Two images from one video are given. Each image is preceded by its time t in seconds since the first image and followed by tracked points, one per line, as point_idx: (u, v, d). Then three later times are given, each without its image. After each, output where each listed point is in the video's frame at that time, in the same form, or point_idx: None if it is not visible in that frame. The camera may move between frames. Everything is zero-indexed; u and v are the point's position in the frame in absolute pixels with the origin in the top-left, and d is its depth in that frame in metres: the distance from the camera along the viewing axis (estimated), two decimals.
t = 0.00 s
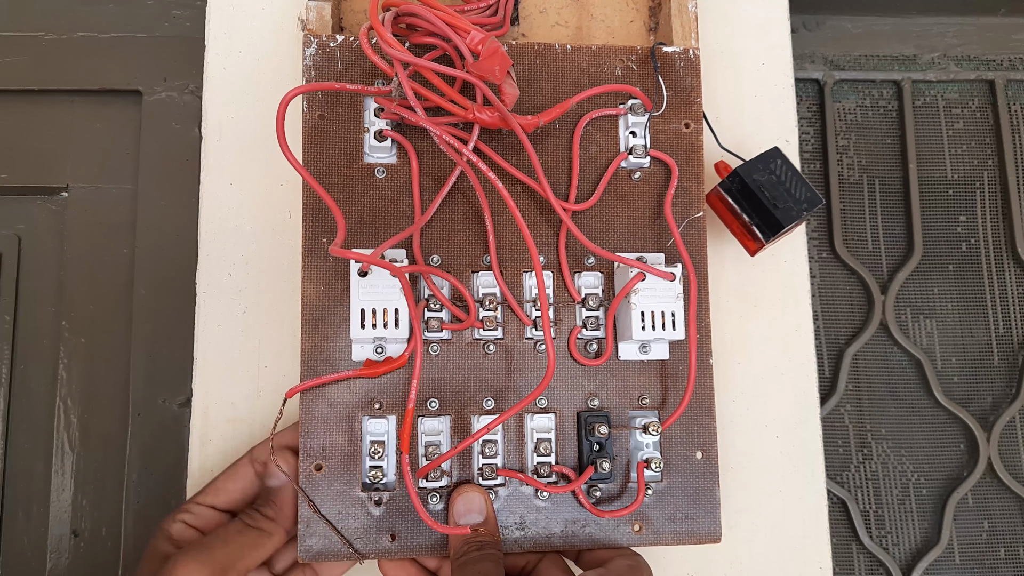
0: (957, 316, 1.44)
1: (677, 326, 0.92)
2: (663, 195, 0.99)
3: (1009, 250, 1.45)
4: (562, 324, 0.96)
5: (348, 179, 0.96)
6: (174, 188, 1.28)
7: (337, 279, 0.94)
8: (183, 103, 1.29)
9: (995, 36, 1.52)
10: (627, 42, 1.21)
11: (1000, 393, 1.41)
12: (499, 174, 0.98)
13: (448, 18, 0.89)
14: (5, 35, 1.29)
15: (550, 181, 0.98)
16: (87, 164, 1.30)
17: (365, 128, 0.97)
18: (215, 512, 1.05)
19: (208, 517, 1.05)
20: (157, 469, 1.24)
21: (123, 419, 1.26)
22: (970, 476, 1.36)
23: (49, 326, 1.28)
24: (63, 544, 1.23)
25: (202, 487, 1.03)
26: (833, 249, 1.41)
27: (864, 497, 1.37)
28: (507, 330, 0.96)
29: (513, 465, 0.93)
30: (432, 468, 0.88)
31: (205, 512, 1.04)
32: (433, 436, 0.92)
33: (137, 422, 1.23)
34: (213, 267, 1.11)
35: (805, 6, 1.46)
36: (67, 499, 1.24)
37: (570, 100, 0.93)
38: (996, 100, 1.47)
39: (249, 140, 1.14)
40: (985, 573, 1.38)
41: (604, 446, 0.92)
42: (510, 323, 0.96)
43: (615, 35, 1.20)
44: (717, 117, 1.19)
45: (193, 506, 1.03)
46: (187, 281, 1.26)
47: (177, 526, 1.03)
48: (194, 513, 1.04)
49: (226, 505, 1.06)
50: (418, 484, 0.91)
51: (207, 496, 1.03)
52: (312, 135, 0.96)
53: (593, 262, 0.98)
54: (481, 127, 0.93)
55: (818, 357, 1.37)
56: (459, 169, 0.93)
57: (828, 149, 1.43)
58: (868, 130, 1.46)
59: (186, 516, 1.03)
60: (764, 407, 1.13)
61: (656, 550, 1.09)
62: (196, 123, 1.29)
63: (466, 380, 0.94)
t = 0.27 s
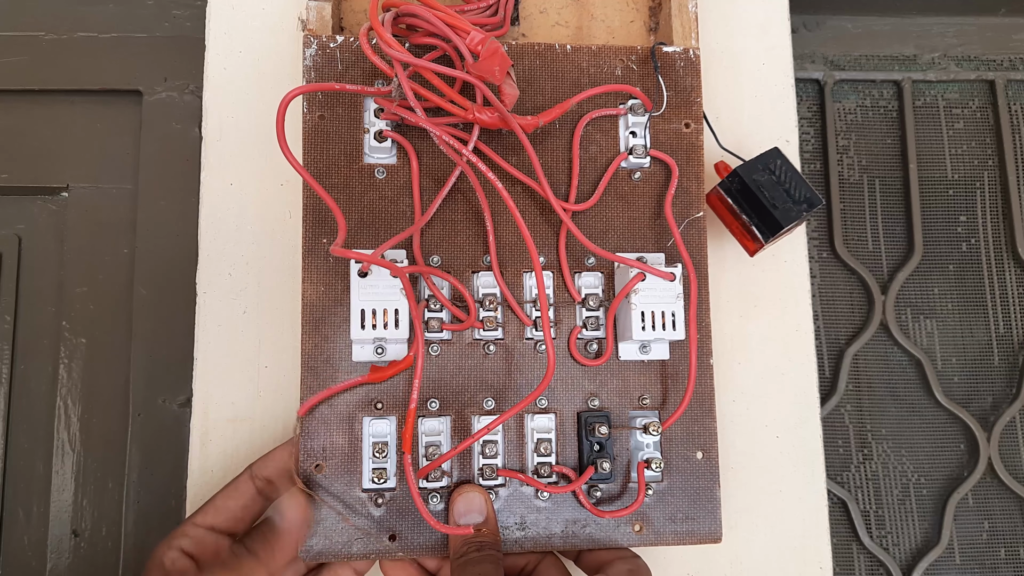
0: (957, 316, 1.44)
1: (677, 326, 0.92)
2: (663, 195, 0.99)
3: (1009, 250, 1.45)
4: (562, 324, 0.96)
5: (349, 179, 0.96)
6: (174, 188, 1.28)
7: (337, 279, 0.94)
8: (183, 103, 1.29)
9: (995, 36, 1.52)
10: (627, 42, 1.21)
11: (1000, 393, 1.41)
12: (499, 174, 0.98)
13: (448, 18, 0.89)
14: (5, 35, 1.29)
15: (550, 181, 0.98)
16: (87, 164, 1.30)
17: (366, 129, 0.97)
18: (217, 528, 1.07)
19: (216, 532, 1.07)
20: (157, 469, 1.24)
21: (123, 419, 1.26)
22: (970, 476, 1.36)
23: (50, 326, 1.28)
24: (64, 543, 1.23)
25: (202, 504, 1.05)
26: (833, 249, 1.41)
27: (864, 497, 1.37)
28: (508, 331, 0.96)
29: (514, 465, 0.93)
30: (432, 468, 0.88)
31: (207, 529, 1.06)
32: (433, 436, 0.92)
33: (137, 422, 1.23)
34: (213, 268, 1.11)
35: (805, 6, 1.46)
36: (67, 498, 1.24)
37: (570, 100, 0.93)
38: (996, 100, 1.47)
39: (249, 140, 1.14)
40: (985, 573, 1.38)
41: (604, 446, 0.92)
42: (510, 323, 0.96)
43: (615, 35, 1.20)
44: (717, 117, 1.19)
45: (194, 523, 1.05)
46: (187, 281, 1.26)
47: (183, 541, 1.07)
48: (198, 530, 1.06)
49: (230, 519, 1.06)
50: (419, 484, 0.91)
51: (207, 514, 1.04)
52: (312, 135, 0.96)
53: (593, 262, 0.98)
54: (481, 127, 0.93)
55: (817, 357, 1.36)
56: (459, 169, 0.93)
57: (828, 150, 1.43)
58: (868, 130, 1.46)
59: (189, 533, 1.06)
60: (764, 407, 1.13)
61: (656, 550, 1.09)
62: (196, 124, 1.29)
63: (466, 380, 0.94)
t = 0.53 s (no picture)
0: (957, 316, 1.44)
1: (677, 327, 0.92)
2: (663, 195, 0.99)
3: (1009, 250, 1.45)
4: (563, 324, 0.96)
5: (349, 180, 0.96)
6: (174, 187, 1.28)
7: (337, 280, 0.94)
8: (183, 103, 1.29)
9: (996, 36, 1.52)
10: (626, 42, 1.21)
11: (1000, 393, 1.41)
12: (500, 174, 0.98)
13: (448, 19, 0.89)
14: (5, 35, 1.29)
15: (550, 181, 0.98)
16: (87, 164, 1.30)
17: (366, 129, 0.97)
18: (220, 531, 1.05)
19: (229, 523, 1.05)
20: (157, 468, 1.24)
21: (123, 419, 1.26)
22: (970, 476, 1.36)
23: (50, 326, 1.28)
24: (64, 542, 1.24)
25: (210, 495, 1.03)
26: (833, 248, 1.41)
27: (864, 497, 1.37)
28: (508, 331, 0.96)
29: (513, 465, 0.93)
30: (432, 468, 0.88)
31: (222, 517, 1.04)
32: (433, 436, 0.92)
33: (137, 422, 1.23)
34: (213, 267, 1.11)
35: (805, 6, 1.46)
36: (67, 498, 1.24)
37: (570, 100, 0.93)
38: (997, 100, 1.47)
39: (249, 140, 1.14)
40: (985, 573, 1.38)
41: (603, 446, 0.92)
42: (510, 323, 0.96)
43: (615, 35, 1.20)
44: (717, 117, 1.19)
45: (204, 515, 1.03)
46: (187, 280, 1.26)
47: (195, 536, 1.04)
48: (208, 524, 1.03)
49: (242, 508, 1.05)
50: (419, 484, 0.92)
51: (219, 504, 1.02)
52: (313, 135, 0.96)
53: (593, 262, 0.98)
54: (480, 128, 0.93)
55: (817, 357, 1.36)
56: (458, 170, 0.93)
57: (828, 150, 1.43)
58: (868, 130, 1.46)
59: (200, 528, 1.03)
60: (764, 407, 1.13)
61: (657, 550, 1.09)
62: (196, 124, 1.29)
63: (466, 380, 0.94)
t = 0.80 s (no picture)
0: (957, 316, 1.44)
1: (677, 327, 0.92)
2: (664, 194, 0.99)
3: (1009, 250, 1.45)
4: (563, 324, 0.96)
5: (349, 181, 0.96)
6: (174, 187, 1.28)
7: (337, 279, 0.94)
8: (183, 103, 1.29)
9: (997, 35, 1.52)
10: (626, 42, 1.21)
11: (1000, 393, 1.41)
12: (500, 174, 0.98)
13: (447, 19, 0.89)
14: (5, 35, 1.29)
15: (550, 181, 0.98)
16: (87, 163, 1.30)
17: (366, 130, 0.97)
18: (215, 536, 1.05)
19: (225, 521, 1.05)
20: (157, 468, 1.24)
21: (123, 420, 1.26)
22: (970, 476, 1.36)
23: (51, 325, 1.28)
24: (64, 542, 1.23)
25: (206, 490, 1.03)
26: (832, 248, 1.41)
27: (864, 497, 1.37)
28: (509, 331, 0.96)
29: (512, 466, 0.93)
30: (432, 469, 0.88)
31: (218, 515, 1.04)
32: (433, 437, 0.92)
33: (137, 421, 1.23)
34: (212, 267, 1.11)
35: (805, 6, 1.46)
36: (67, 497, 1.24)
37: (570, 100, 0.93)
38: (997, 100, 1.47)
39: (248, 140, 1.14)
40: (985, 573, 1.38)
41: (602, 447, 0.92)
42: (510, 323, 0.96)
43: (615, 35, 1.20)
44: (718, 116, 1.19)
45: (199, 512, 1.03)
46: (187, 280, 1.26)
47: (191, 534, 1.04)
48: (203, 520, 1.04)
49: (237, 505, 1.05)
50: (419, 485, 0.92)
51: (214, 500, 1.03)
52: (312, 135, 0.96)
53: (594, 262, 0.97)
54: (480, 128, 0.93)
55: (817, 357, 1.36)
56: (457, 171, 0.93)
57: (828, 150, 1.43)
58: (868, 130, 1.46)
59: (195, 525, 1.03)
60: (764, 406, 1.13)
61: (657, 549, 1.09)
62: (195, 123, 1.29)
63: (467, 380, 0.94)
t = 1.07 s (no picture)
0: (957, 316, 1.45)
1: (688, 326, 0.92)
2: (673, 190, 0.99)
3: (1009, 250, 1.46)
4: (574, 324, 0.96)
5: (358, 183, 0.96)
6: (174, 188, 1.27)
7: (346, 280, 0.94)
8: (183, 103, 1.28)
9: (995, 36, 1.53)
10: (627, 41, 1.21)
11: (1000, 393, 1.42)
12: (509, 174, 0.98)
13: (453, 19, 0.88)
14: (3, 34, 1.27)
15: (559, 181, 0.98)
16: (86, 164, 1.28)
17: (373, 133, 0.96)
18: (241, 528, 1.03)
19: (244, 529, 1.03)
20: (158, 470, 1.23)
21: (124, 421, 1.25)
22: (970, 476, 1.37)
23: (50, 327, 1.27)
24: (64, 545, 1.22)
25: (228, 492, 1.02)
26: (833, 249, 1.42)
27: (864, 498, 1.38)
28: (520, 332, 0.96)
29: (527, 465, 0.94)
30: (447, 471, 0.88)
31: (237, 520, 1.02)
32: (447, 440, 0.92)
33: (138, 423, 1.22)
34: (213, 267, 1.10)
35: (805, 6, 1.47)
36: (68, 499, 1.23)
37: (578, 98, 0.93)
38: (996, 100, 1.48)
39: (251, 140, 1.13)
40: (985, 573, 1.39)
41: (616, 446, 0.92)
42: (520, 324, 0.96)
43: (617, 34, 1.20)
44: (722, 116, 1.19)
45: (221, 518, 1.01)
46: (188, 282, 1.25)
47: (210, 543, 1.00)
48: (224, 527, 1.01)
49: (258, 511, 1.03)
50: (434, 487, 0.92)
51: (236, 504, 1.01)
52: (320, 139, 0.96)
53: (603, 261, 0.97)
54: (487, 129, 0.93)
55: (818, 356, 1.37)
56: (467, 173, 0.93)
57: (828, 150, 1.44)
58: (868, 131, 1.47)
59: (215, 533, 1.00)
60: (770, 405, 1.13)
61: (662, 549, 1.09)
62: (196, 124, 1.28)
63: (478, 381, 0.94)
